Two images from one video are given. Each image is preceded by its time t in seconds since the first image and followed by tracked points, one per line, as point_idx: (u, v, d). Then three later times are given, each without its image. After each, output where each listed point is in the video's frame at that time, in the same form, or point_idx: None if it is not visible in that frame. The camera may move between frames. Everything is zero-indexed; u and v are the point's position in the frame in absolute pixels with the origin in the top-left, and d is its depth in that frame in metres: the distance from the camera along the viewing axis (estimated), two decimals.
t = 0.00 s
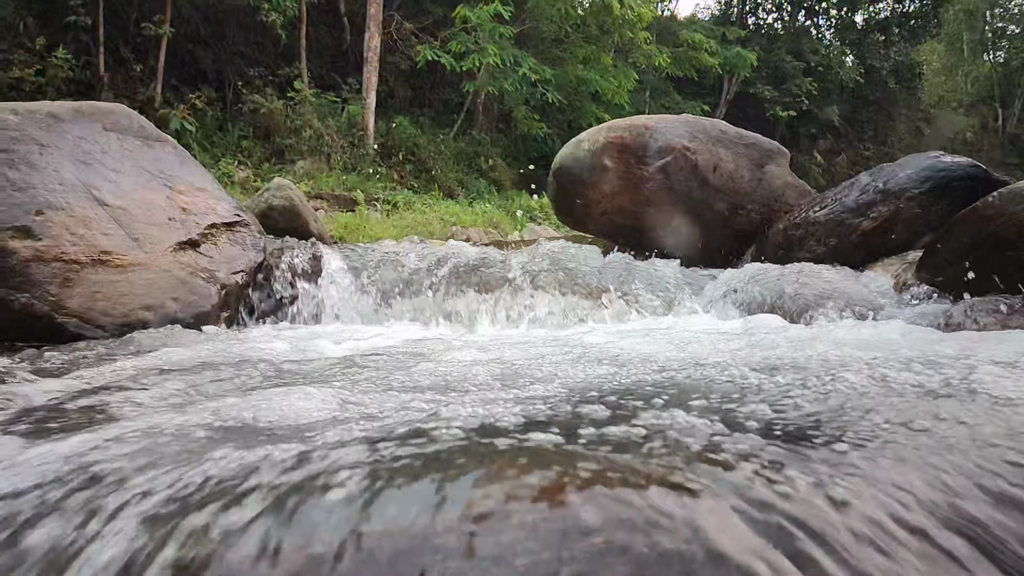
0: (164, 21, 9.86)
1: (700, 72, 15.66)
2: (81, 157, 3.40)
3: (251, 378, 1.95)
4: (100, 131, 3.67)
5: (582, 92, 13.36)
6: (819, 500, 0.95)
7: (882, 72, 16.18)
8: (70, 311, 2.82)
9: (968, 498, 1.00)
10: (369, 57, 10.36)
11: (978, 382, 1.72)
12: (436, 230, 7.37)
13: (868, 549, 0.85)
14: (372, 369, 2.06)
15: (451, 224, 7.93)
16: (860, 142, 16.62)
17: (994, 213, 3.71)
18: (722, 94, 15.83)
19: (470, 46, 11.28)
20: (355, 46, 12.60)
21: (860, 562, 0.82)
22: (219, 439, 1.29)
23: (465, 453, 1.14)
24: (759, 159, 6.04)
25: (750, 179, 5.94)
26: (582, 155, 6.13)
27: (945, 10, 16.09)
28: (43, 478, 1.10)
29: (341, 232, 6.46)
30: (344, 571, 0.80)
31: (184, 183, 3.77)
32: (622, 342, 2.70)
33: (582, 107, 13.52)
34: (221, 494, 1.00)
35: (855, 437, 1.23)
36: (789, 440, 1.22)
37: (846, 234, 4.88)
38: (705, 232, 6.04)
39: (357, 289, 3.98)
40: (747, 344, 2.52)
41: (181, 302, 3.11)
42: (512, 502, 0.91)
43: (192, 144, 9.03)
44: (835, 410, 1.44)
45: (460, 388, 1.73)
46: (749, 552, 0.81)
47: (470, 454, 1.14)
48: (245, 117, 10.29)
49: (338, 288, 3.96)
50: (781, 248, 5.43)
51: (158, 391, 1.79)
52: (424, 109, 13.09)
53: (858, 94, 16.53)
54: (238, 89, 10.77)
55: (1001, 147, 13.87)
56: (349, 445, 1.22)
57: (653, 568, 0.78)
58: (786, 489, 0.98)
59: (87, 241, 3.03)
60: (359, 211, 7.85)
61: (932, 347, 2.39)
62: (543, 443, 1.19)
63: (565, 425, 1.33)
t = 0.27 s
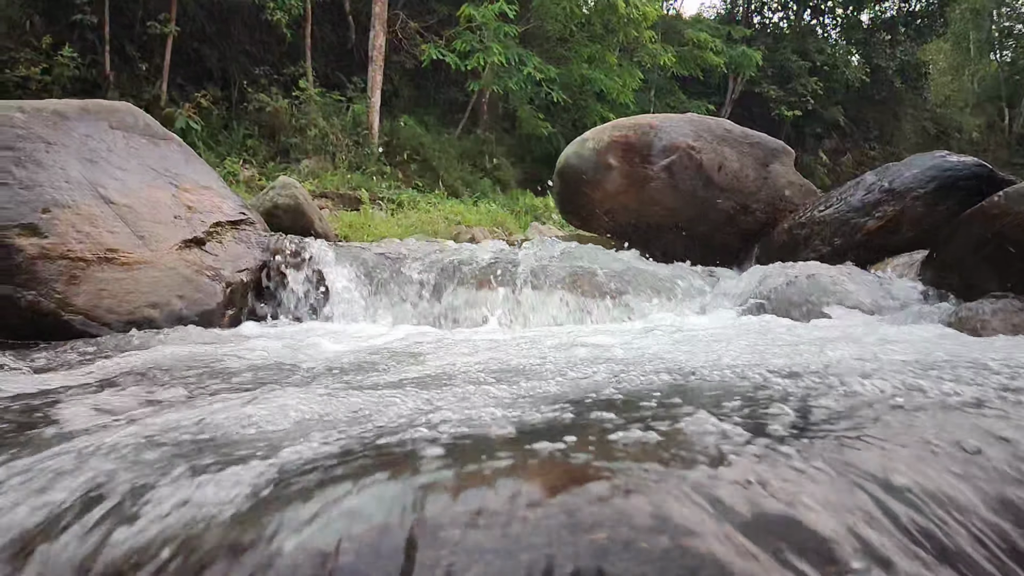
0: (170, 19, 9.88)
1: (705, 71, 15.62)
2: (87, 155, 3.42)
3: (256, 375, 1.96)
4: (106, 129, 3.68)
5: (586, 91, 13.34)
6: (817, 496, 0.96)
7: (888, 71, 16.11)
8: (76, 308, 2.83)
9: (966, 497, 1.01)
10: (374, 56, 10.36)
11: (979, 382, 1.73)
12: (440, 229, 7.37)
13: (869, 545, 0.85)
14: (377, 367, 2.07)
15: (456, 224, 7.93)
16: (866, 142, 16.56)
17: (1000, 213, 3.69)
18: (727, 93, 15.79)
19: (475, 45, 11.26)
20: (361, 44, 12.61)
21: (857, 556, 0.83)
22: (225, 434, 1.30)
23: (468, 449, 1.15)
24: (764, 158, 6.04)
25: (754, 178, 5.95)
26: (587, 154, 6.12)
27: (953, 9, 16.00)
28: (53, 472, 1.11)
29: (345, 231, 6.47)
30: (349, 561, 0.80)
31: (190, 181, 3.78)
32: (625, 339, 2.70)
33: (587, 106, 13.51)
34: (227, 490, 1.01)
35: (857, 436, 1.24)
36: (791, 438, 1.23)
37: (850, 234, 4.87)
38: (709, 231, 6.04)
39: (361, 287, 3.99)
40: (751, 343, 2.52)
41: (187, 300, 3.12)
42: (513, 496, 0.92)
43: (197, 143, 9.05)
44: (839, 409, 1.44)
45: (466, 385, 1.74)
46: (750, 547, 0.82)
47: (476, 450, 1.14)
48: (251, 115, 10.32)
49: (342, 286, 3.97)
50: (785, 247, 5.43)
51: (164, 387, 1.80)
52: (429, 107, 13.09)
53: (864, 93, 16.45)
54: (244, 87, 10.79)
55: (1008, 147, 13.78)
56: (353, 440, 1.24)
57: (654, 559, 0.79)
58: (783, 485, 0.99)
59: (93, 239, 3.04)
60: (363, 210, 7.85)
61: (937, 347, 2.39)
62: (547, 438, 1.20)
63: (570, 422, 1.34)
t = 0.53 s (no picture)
0: (176, 21, 9.92)
1: (710, 75, 15.62)
2: (92, 156, 3.43)
3: (258, 375, 1.96)
4: (112, 129, 3.70)
5: (590, 94, 13.34)
6: (819, 495, 0.96)
7: (892, 76, 16.08)
8: (81, 308, 2.84)
9: (968, 497, 1.01)
10: (378, 59, 10.38)
11: (982, 385, 1.72)
12: (444, 231, 7.39)
13: (871, 546, 0.85)
14: (381, 367, 2.07)
15: (460, 226, 7.94)
16: (871, 147, 16.53)
17: (1003, 219, 3.67)
18: (731, 97, 15.79)
19: (479, 47, 11.28)
20: (365, 47, 12.63)
21: (861, 558, 0.82)
22: (228, 434, 1.31)
23: (471, 449, 1.15)
24: (768, 162, 6.05)
25: (758, 182, 5.95)
26: (591, 157, 6.13)
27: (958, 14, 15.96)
28: (60, 470, 1.12)
29: (350, 233, 6.49)
30: (351, 558, 0.80)
31: (195, 182, 3.80)
32: (628, 341, 2.70)
33: (590, 109, 13.53)
34: (229, 490, 1.01)
35: (857, 437, 1.24)
36: (792, 439, 1.23)
37: (854, 238, 4.87)
38: (713, 235, 6.04)
39: (364, 289, 4.01)
40: (755, 346, 2.53)
41: (192, 300, 3.13)
42: (516, 496, 0.92)
43: (202, 144, 9.08)
44: (840, 412, 1.44)
45: (471, 385, 1.75)
46: (752, 547, 0.82)
47: (481, 450, 1.14)
48: (256, 117, 10.34)
49: (344, 287, 3.99)
50: (789, 251, 5.42)
51: (170, 386, 1.81)
52: (433, 110, 13.11)
53: (868, 98, 16.43)
54: (249, 89, 10.83)
55: (1012, 153, 13.72)
56: (356, 441, 1.24)
57: (655, 560, 0.79)
58: (785, 485, 0.98)
59: (98, 239, 3.05)
60: (367, 211, 7.87)
61: (941, 350, 2.39)
62: (549, 439, 1.20)
63: (574, 422, 1.34)
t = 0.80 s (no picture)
0: (180, 20, 9.93)
1: (714, 77, 15.61)
2: (97, 154, 3.44)
3: (261, 372, 1.96)
4: (116, 127, 3.71)
5: (593, 95, 13.35)
6: (818, 495, 0.96)
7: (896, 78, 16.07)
8: (84, 306, 2.85)
9: (968, 498, 1.00)
10: (382, 59, 10.39)
11: (984, 388, 1.72)
12: (446, 232, 7.39)
13: (867, 545, 0.85)
14: (383, 366, 2.08)
15: (462, 227, 7.95)
16: (874, 149, 16.51)
17: (1006, 222, 3.67)
18: (735, 99, 15.77)
19: (483, 48, 11.29)
20: (370, 47, 12.65)
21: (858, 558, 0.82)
22: (228, 428, 1.31)
23: (470, 447, 1.15)
24: (772, 164, 6.06)
25: (761, 184, 5.96)
26: (594, 158, 6.13)
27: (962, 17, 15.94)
28: (61, 464, 1.12)
29: (352, 233, 6.49)
30: (348, 555, 0.80)
31: (199, 180, 3.80)
32: (631, 342, 2.71)
33: (594, 110, 13.53)
34: (227, 483, 1.01)
35: (858, 437, 1.24)
36: (792, 439, 1.23)
37: (857, 240, 4.86)
38: (716, 236, 6.04)
39: (366, 288, 4.01)
40: (757, 347, 2.53)
41: (195, 298, 3.13)
42: (514, 493, 0.92)
43: (206, 143, 9.11)
44: (841, 412, 1.44)
45: (472, 384, 1.75)
46: (749, 546, 0.81)
47: (480, 447, 1.15)
48: (260, 117, 10.36)
49: (347, 286, 3.99)
50: (791, 252, 5.42)
51: (172, 381, 1.81)
52: (437, 111, 13.12)
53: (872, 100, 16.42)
54: (252, 89, 10.84)
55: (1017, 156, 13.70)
56: (355, 437, 1.24)
57: (651, 559, 0.78)
58: (784, 485, 0.98)
59: (102, 237, 3.06)
60: (370, 212, 7.88)
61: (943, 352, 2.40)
62: (548, 437, 1.20)
63: (574, 421, 1.34)
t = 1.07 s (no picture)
0: (181, 20, 9.94)
1: (714, 78, 15.60)
2: (98, 153, 3.45)
3: (261, 372, 1.96)
4: (118, 127, 3.71)
5: (595, 97, 13.36)
6: (821, 497, 0.95)
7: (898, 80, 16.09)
8: (85, 305, 2.85)
9: (972, 498, 1.00)
10: (383, 60, 10.40)
11: (985, 391, 1.72)
12: (447, 232, 7.40)
13: (871, 545, 0.84)
14: (384, 366, 2.09)
15: (463, 227, 7.96)
16: (875, 151, 16.52)
17: (1006, 223, 3.68)
18: (736, 100, 15.77)
19: (484, 49, 11.30)
20: (371, 48, 12.65)
21: (860, 557, 0.82)
22: (228, 426, 1.31)
23: (470, 447, 1.15)
24: (772, 165, 6.06)
25: (762, 185, 5.96)
26: (595, 158, 6.12)
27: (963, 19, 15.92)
28: (62, 459, 1.13)
29: (353, 233, 6.50)
30: (348, 555, 0.80)
31: (200, 181, 3.81)
32: (631, 342, 2.70)
33: (595, 111, 13.54)
34: (226, 480, 1.01)
35: (858, 440, 1.24)
36: (793, 440, 1.22)
37: (859, 241, 4.85)
38: (716, 237, 6.03)
39: (366, 288, 4.01)
40: (757, 348, 2.54)
41: (196, 298, 3.14)
42: (514, 492, 0.92)
43: (207, 143, 9.13)
44: (842, 415, 1.44)
45: (472, 385, 1.76)
46: (751, 545, 0.81)
47: (480, 446, 1.15)
48: (261, 117, 10.38)
49: (347, 287, 3.99)
50: (792, 253, 5.42)
51: (174, 380, 1.82)
52: (438, 111, 13.13)
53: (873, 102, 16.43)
54: (254, 89, 10.86)
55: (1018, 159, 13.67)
56: (354, 435, 1.23)
57: (651, 559, 0.78)
58: (786, 486, 0.98)
59: (103, 236, 3.07)
60: (371, 212, 7.89)
61: (942, 354, 2.40)
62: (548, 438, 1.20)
63: (573, 420, 1.35)
